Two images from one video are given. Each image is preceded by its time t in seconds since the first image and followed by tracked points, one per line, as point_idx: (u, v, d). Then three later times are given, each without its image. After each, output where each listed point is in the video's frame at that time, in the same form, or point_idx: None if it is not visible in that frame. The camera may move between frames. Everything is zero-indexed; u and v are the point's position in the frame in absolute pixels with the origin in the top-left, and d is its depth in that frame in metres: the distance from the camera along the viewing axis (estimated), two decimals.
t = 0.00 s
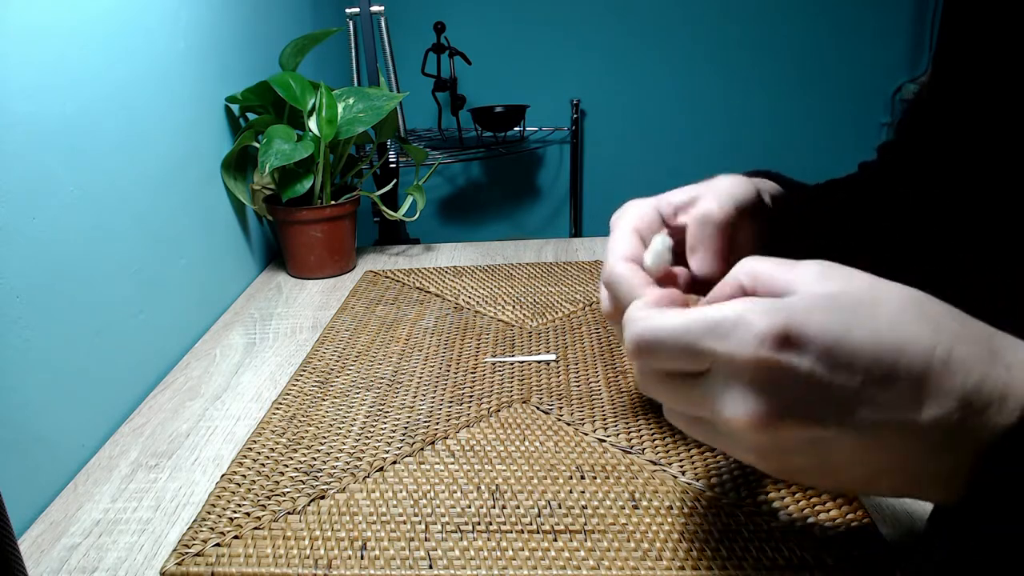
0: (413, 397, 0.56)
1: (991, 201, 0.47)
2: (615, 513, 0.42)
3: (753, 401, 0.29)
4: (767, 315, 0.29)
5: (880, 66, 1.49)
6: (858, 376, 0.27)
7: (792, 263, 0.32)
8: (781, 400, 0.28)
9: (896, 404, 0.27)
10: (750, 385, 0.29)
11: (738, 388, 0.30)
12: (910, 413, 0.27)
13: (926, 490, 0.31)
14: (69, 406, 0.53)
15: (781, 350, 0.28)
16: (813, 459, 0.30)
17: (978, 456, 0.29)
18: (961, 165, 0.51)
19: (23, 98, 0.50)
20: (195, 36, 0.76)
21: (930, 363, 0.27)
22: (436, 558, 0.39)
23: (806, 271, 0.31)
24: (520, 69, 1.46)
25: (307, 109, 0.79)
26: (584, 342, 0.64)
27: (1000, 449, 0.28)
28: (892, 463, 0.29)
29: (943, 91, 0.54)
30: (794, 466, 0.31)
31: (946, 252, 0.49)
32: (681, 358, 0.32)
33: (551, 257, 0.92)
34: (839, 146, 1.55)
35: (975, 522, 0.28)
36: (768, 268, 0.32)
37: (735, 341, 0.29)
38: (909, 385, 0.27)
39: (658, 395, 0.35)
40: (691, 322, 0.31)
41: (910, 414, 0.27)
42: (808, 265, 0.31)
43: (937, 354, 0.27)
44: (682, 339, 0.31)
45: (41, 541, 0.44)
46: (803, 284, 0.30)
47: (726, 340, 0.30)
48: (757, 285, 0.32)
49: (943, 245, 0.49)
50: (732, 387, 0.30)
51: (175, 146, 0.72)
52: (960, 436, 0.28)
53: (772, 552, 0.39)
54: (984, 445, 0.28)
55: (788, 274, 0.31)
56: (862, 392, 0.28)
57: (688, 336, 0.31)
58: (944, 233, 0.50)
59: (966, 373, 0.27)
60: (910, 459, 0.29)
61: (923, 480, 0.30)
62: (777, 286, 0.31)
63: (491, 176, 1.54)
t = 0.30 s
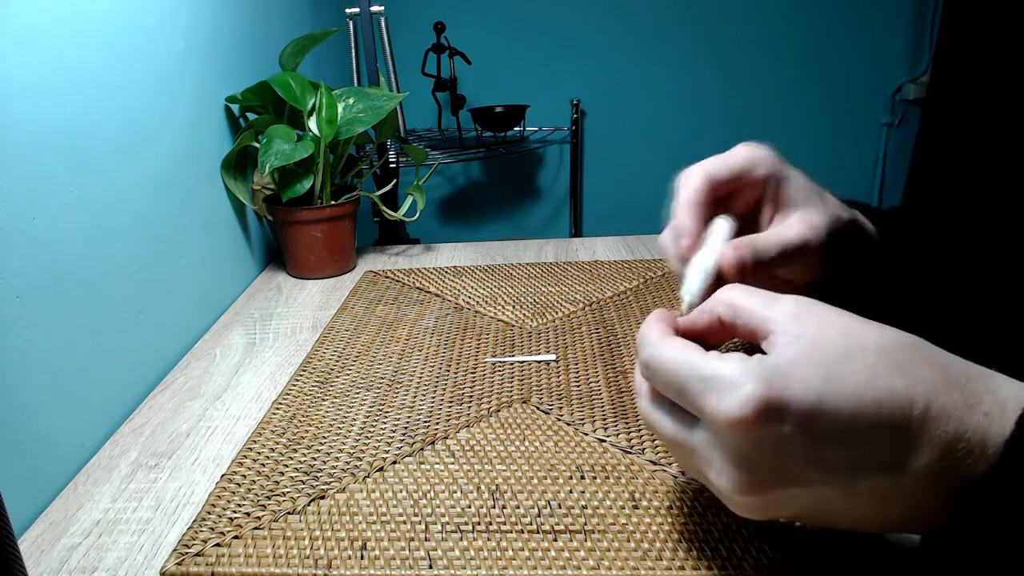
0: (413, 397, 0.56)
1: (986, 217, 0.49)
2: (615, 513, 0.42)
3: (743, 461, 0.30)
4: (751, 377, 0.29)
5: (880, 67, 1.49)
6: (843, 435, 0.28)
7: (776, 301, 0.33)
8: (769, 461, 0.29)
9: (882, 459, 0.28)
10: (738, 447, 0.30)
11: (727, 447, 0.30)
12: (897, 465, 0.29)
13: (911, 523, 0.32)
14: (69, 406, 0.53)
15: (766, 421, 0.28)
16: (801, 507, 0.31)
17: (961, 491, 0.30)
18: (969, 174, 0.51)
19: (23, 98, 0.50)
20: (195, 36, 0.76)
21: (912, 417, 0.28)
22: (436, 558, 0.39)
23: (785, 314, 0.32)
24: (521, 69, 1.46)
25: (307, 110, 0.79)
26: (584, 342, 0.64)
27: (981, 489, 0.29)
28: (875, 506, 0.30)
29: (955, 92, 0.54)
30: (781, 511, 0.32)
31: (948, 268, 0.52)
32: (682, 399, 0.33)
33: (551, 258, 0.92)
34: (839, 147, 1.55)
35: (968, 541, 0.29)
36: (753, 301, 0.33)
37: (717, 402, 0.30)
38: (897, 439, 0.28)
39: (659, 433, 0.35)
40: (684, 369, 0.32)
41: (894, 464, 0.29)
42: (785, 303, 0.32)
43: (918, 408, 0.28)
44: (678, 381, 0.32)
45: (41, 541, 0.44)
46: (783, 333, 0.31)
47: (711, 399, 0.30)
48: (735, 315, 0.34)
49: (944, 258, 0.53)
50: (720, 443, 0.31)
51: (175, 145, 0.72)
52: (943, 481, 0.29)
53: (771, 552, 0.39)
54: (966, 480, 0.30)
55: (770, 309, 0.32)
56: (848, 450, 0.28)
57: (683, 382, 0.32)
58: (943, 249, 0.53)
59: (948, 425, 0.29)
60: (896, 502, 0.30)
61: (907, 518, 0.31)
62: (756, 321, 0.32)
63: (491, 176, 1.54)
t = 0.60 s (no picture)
0: (413, 397, 0.56)
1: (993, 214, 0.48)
2: (615, 513, 0.42)
3: (741, 452, 0.30)
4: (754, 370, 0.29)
5: (880, 67, 1.49)
6: (845, 428, 0.28)
7: (781, 296, 0.33)
8: (769, 455, 0.29)
9: (884, 453, 0.28)
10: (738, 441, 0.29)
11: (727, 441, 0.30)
12: (898, 459, 0.28)
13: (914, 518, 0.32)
14: (69, 406, 0.53)
15: (768, 415, 0.28)
16: (802, 499, 0.31)
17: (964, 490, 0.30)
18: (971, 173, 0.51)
19: (23, 98, 0.50)
20: (195, 36, 0.76)
21: (914, 411, 0.28)
22: (436, 558, 0.39)
23: (789, 308, 0.32)
24: (521, 69, 1.46)
25: (307, 109, 0.79)
26: (584, 341, 0.64)
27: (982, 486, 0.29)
28: (877, 501, 0.30)
29: (957, 91, 0.54)
30: (783, 504, 0.32)
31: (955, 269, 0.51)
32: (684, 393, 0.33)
33: (551, 258, 0.92)
34: (839, 147, 1.55)
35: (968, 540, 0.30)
36: (758, 297, 0.33)
37: (719, 396, 0.29)
38: (900, 434, 0.28)
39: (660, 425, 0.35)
40: (688, 363, 0.32)
41: (896, 459, 0.28)
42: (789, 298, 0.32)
43: (921, 403, 0.28)
44: (681, 374, 0.32)
45: (41, 541, 0.44)
46: (786, 327, 0.31)
47: (713, 394, 0.30)
48: (742, 309, 0.34)
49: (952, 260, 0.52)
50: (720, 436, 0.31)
51: (175, 145, 0.72)
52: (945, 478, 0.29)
53: (772, 552, 0.39)
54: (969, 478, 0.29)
55: (775, 304, 0.33)
56: (850, 443, 0.28)
57: (686, 375, 0.32)
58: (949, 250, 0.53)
59: (951, 421, 0.28)
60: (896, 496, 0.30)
61: (910, 513, 0.31)
62: (762, 317, 0.33)
63: (491, 176, 1.54)
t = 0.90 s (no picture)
0: (413, 397, 0.56)
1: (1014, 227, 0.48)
2: (615, 513, 0.42)
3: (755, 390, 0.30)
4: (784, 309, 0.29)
5: (880, 66, 1.49)
6: (863, 377, 0.28)
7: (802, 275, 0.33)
8: (787, 403, 0.29)
9: (898, 409, 0.29)
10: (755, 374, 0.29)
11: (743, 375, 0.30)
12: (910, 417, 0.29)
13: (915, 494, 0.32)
14: (70, 406, 0.53)
15: (793, 356, 0.28)
16: (811, 458, 0.31)
17: (971, 462, 0.30)
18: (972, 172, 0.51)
19: (23, 98, 0.50)
20: (195, 36, 0.76)
21: (930, 372, 0.29)
22: (436, 558, 0.39)
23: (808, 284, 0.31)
24: (521, 69, 1.46)
25: (307, 110, 0.79)
26: (585, 341, 0.64)
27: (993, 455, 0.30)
28: (885, 467, 0.31)
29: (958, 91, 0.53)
30: (794, 469, 0.32)
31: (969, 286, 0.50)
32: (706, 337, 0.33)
33: (551, 257, 0.92)
34: (840, 147, 1.55)
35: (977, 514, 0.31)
36: (777, 278, 0.34)
37: (747, 332, 0.30)
38: (913, 390, 0.29)
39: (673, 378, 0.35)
40: (715, 308, 0.32)
41: (910, 417, 0.29)
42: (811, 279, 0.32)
43: (937, 363, 0.29)
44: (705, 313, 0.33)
45: (41, 541, 0.44)
46: (806, 294, 0.31)
47: (740, 329, 0.30)
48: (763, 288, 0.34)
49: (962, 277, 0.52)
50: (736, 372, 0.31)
51: (175, 145, 0.72)
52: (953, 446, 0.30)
53: (771, 552, 0.39)
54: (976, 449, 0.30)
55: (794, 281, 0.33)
56: (867, 394, 0.28)
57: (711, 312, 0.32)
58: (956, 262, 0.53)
59: (963, 386, 0.29)
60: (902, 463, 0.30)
61: (912, 486, 0.32)
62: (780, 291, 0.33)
63: (491, 176, 1.54)
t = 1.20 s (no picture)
0: (413, 397, 0.56)
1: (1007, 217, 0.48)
2: (615, 513, 0.42)
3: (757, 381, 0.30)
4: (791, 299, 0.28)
5: (880, 66, 1.49)
6: (865, 369, 0.28)
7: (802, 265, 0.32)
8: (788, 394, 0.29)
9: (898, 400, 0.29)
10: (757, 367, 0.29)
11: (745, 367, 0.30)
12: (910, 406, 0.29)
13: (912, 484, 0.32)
14: (69, 406, 0.53)
15: (796, 348, 0.27)
16: (813, 448, 0.31)
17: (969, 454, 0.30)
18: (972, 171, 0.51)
19: (23, 98, 0.50)
20: (195, 36, 0.76)
21: (934, 363, 0.28)
22: (436, 558, 0.39)
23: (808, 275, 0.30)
24: (521, 69, 1.46)
25: (307, 109, 0.79)
26: (585, 341, 0.64)
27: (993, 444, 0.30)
28: (884, 456, 0.31)
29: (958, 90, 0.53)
30: (794, 458, 0.32)
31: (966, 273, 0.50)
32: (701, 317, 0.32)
33: (551, 257, 0.92)
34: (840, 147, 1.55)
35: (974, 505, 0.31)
36: (776, 269, 0.32)
37: (750, 322, 0.29)
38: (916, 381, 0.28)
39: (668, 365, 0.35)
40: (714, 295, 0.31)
41: (910, 406, 0.29)
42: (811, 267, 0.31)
43: (941, 354, 0.28)
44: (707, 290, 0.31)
45: (41, 541, 0.44)
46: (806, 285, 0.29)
47: (742, 320, 0.29)
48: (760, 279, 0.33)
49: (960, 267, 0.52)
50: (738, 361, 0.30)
51: (175, 145, 0.72)
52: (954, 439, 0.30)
53: (771, 552, 0.39)
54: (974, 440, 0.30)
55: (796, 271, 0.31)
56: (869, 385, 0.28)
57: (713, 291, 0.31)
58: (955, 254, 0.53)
59: (967, 377, 0.29)
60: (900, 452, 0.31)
61: (910, 474, 0.32)
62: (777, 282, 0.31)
63: (491, 176, 1.54)
